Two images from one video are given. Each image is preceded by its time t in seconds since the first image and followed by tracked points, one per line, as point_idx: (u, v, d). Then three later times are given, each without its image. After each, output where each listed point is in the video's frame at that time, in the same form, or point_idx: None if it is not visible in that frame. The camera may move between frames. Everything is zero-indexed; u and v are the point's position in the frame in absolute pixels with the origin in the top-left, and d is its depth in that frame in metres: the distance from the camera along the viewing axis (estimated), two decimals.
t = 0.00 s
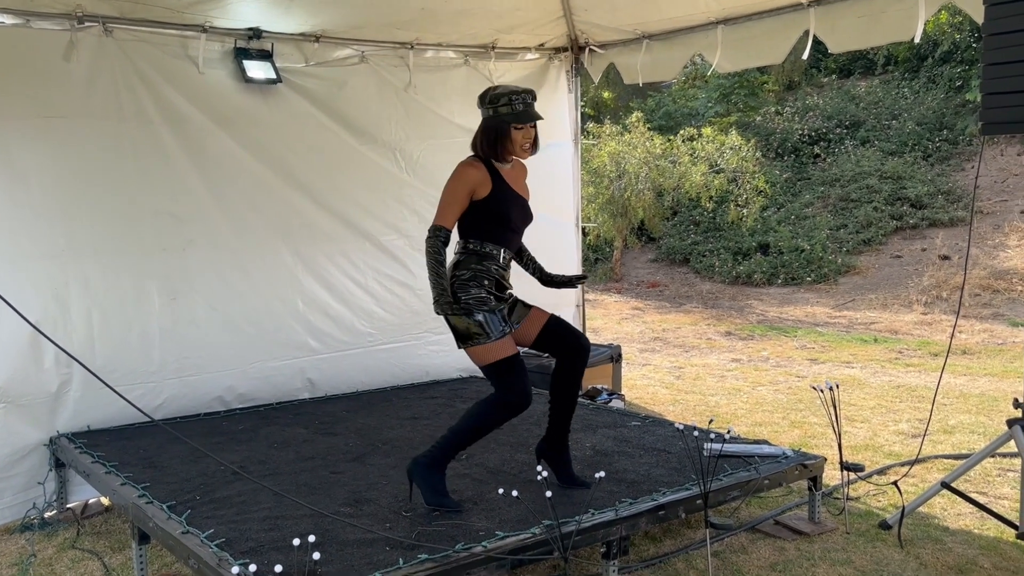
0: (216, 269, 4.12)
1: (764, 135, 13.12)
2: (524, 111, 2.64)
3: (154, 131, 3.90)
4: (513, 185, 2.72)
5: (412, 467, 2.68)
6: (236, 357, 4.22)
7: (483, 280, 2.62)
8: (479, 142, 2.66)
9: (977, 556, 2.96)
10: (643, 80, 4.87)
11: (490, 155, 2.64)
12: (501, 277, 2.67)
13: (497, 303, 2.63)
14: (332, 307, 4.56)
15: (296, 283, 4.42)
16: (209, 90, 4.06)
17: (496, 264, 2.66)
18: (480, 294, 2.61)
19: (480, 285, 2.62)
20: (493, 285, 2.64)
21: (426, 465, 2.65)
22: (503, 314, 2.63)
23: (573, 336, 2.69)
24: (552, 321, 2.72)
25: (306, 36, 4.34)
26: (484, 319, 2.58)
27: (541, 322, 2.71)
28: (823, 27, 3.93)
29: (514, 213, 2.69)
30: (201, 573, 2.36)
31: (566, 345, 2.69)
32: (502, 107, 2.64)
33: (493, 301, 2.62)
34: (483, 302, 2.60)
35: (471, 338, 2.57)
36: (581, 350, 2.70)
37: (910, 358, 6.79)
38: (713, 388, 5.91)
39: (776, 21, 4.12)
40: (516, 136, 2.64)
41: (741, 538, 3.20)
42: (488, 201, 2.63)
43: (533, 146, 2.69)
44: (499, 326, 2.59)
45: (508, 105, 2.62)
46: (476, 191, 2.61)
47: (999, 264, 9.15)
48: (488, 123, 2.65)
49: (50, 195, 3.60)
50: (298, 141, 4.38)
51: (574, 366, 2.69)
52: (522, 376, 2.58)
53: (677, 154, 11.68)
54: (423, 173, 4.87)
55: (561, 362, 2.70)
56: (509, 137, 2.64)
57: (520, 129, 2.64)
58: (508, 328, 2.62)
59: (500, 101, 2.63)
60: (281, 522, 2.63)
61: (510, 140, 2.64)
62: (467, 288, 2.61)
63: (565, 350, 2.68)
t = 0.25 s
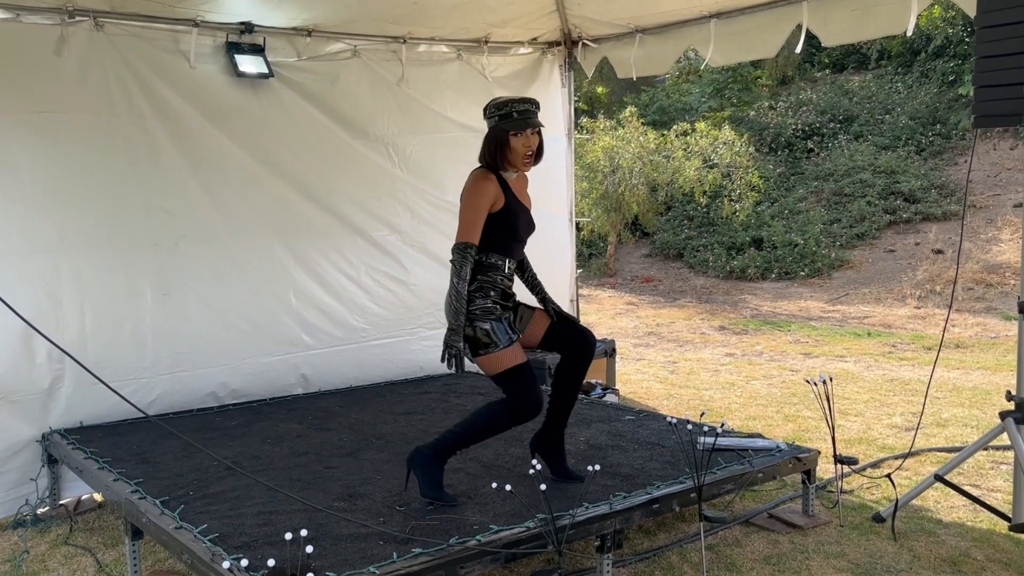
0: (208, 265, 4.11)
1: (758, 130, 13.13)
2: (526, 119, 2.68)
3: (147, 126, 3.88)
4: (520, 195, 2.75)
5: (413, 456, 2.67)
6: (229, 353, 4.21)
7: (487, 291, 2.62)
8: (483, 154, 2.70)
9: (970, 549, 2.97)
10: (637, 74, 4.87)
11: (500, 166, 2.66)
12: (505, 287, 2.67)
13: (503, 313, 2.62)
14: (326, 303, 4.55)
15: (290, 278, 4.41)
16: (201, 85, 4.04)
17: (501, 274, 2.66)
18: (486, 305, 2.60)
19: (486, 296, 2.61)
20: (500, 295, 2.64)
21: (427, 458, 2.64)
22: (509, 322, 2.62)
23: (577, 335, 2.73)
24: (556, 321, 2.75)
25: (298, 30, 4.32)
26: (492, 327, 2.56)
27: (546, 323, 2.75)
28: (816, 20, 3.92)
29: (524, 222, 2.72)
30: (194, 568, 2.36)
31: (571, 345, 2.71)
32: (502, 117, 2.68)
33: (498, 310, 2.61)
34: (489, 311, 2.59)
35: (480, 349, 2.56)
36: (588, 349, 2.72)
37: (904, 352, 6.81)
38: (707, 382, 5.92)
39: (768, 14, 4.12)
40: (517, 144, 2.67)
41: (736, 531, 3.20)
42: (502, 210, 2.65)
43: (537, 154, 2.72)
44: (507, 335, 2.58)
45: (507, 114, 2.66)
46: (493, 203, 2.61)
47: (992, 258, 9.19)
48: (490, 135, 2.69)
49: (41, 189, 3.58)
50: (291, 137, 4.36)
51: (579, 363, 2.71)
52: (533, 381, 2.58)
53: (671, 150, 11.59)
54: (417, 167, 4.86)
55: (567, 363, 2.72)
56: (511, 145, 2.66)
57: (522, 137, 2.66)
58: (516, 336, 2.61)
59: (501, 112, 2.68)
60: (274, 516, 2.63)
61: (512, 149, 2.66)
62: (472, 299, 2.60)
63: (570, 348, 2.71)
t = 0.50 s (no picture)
0: (199, 258, 4.09)
1: (752, 123, 13.14)
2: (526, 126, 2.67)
3: (137, 120, 3.85)
4: (526, 203, 2.76)
5: (412, 445, 2.65)
6: (222, 347, 4.20)
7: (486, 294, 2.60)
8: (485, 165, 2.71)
9: (962, 539, 2.99)
10: (629, 67, 4.86)
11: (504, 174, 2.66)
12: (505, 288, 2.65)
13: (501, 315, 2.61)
14: (318, 297, 4.53)
15: (282, 272, 4.39)
16: (191, 78, 4.01)
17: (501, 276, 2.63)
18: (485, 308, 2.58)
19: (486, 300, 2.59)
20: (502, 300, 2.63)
21: (426, 448, 2.63)
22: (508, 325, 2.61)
23: (578, 333, 2.74)
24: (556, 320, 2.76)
25: (289, 22, 4.30)
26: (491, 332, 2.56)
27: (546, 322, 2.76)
28: (808, 12, 3.92)
29: (529, 228, 2.73)
30: (187, 562, 2.35)
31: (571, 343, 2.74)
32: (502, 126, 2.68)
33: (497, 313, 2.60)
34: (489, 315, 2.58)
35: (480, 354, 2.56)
36: (589, 346, 2.74)
37: (896, 344, 6.84)
38: (701, 374, 5.93)
39: (760, 6, 4.11)
40: (518, 151, 2.66)
41: (728, 523, 3.22)
42: (510, 220, 2.66)
43: (541, 159, 2.70)
44: (506, 337, 2.58)
45: (506, 123, 2.66)
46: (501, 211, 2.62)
47: (984, 251, 9.22)
48: (492, 145, 2.69)
49: (31, 183, 3.56)
50: (282, 130, 4.34)
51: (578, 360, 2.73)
52: (534, 382, 2.59)
53: (665, 142, 11.64)
54: (410, 160, 4.84)
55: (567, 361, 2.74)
56: (512, 153, 2.66)
57: (522, 144, 2.66)
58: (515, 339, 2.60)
59: (499, 121, 2.68)
60: (267, 510, 2.63)
61: (513, 157, 2.66)
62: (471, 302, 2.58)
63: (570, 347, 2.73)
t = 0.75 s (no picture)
0: (191, 250, 4.07)
1: (745, 114, 13.14)
2: (523, 127, 2.70)
3: (128, 110, 3.83)
4: (530, 203, 2.78)
5: (412, 433, 2.67)
6: (215, 339, 4.18)
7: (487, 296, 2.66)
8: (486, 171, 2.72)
9: (954, 528, 3.01)
10: (623, 57, 4.84)
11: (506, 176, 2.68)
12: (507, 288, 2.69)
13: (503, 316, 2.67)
14: (312, 288, 4.52)
15: (275, 263, 4.38)
16: (183, 68, 3.98)
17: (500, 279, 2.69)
18: (484, 311, 2.64)
19: (491, 302, 2.65)
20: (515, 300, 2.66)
21: (427, 436, 2.64)
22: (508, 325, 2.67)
23: (578, 327, 2.81)
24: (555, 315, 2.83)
25: (281, 11, 4.26)
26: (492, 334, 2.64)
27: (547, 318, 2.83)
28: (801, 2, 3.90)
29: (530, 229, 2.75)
30: (180, 552, 2.35)
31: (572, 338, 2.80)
32: (499, 129, 2.70)
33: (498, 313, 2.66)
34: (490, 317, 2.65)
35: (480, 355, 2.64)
36: (588, 340, 2.80)
37: (889, 334, 6.86)
38: (694, 365, 5.94)
39: None
40: (518, 153, 2.68)
41: (722, 512, 3.23)
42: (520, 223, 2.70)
43: (541, 158, 2.72)
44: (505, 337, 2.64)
45: (502, 126, 2.68)
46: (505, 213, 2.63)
47: (977, 242, 9.25)
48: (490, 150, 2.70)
49: (21, 174, 3.53)
50: (275, 121, 4.31)
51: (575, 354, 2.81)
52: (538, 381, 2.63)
53: (659, 134, 11.61)
54: (403, 151, 4.82)
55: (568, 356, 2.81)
56: (511, 156, 2.68)
57: (520, 146, 2.68)
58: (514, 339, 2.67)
59: (495, 124, 2.70)
60: (261, 500, 2.62)
61: (513, 160, 2.68)
62: (470, 306, 2.64)
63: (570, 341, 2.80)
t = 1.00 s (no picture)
0: (185, 242, 4.05)
1: (740, 106, 13.13)
2: (522, 134, 2.66)
3: (121, 101, 3.80)
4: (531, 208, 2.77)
5: (414, 421, 2.69)
6: (209, 331, 4.17)
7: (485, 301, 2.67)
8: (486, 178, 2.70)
9: (947, 517, 3.03)
10: (618, 48, 4.82)
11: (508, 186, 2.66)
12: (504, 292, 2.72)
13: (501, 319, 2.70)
14: (306, 280, 4.51)
15: (269, 255, 4.36)
16: (175, 59, 3.95)
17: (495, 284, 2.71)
18: (481, 315, 2.66)
19: (489, 307, 2.67)
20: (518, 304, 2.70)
21: (430, 424, 2.67)
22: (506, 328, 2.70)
23: (576, 323, 2.86)
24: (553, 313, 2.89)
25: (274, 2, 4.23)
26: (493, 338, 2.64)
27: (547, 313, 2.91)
28: None
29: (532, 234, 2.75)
30: (174, 544, 2.35)
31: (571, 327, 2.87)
32: (499, 136, 2.66)
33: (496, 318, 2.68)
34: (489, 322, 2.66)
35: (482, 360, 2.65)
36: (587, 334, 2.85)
37: (883, 325, 6.88)
38: (689, 357, 5.96)
39: None
40: (518, 162, 2.65)
41: (716, 502, 3.24)
42: (522, 231, 2.69)
43: (541, 164, 2.68)
44: (505, 341, 2.67)
45: (502, 134, 2.64)
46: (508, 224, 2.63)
47: (971, 233, 9.28)
48: (491, 158, 2.67)
49: (13, 165, 3.51)
50: (269, 112, 4.29)
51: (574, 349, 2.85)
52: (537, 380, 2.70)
53: (653, 125, 11.60)
54: (397, 142, 4.81)
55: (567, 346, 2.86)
56: (511, 164, 2.65)
57: (520, 154, 2.64)
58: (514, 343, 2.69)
59: (495, 132, 2.66)
60: (255, 492, 2.62)
61: (514, 168, 2.65)
62: (468, 311, 2.65)
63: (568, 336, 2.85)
